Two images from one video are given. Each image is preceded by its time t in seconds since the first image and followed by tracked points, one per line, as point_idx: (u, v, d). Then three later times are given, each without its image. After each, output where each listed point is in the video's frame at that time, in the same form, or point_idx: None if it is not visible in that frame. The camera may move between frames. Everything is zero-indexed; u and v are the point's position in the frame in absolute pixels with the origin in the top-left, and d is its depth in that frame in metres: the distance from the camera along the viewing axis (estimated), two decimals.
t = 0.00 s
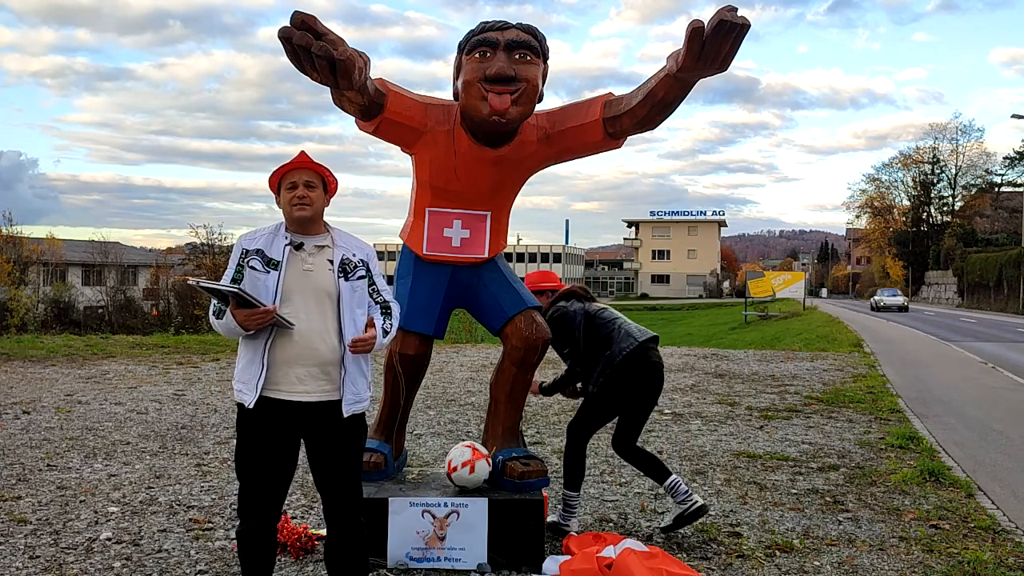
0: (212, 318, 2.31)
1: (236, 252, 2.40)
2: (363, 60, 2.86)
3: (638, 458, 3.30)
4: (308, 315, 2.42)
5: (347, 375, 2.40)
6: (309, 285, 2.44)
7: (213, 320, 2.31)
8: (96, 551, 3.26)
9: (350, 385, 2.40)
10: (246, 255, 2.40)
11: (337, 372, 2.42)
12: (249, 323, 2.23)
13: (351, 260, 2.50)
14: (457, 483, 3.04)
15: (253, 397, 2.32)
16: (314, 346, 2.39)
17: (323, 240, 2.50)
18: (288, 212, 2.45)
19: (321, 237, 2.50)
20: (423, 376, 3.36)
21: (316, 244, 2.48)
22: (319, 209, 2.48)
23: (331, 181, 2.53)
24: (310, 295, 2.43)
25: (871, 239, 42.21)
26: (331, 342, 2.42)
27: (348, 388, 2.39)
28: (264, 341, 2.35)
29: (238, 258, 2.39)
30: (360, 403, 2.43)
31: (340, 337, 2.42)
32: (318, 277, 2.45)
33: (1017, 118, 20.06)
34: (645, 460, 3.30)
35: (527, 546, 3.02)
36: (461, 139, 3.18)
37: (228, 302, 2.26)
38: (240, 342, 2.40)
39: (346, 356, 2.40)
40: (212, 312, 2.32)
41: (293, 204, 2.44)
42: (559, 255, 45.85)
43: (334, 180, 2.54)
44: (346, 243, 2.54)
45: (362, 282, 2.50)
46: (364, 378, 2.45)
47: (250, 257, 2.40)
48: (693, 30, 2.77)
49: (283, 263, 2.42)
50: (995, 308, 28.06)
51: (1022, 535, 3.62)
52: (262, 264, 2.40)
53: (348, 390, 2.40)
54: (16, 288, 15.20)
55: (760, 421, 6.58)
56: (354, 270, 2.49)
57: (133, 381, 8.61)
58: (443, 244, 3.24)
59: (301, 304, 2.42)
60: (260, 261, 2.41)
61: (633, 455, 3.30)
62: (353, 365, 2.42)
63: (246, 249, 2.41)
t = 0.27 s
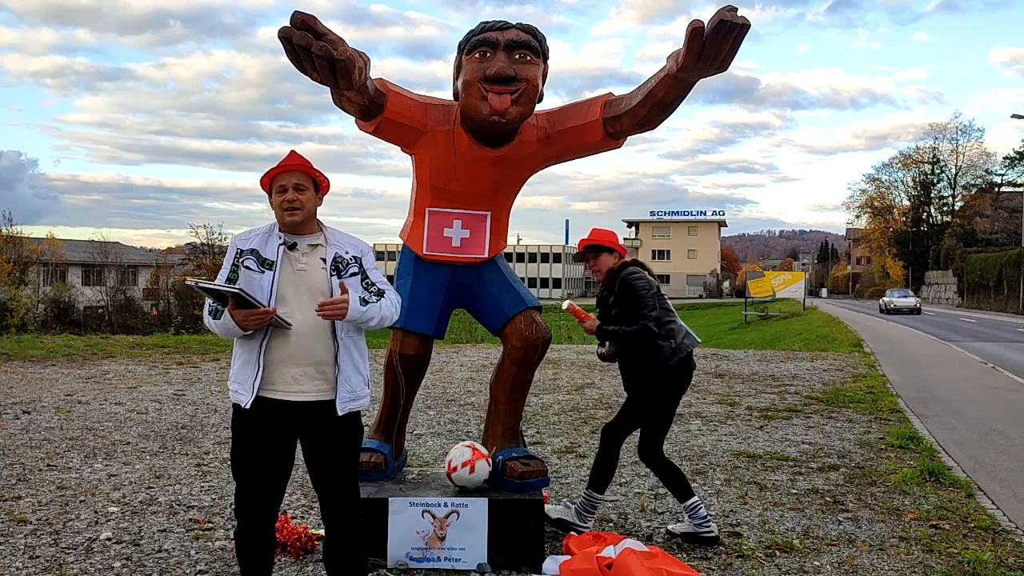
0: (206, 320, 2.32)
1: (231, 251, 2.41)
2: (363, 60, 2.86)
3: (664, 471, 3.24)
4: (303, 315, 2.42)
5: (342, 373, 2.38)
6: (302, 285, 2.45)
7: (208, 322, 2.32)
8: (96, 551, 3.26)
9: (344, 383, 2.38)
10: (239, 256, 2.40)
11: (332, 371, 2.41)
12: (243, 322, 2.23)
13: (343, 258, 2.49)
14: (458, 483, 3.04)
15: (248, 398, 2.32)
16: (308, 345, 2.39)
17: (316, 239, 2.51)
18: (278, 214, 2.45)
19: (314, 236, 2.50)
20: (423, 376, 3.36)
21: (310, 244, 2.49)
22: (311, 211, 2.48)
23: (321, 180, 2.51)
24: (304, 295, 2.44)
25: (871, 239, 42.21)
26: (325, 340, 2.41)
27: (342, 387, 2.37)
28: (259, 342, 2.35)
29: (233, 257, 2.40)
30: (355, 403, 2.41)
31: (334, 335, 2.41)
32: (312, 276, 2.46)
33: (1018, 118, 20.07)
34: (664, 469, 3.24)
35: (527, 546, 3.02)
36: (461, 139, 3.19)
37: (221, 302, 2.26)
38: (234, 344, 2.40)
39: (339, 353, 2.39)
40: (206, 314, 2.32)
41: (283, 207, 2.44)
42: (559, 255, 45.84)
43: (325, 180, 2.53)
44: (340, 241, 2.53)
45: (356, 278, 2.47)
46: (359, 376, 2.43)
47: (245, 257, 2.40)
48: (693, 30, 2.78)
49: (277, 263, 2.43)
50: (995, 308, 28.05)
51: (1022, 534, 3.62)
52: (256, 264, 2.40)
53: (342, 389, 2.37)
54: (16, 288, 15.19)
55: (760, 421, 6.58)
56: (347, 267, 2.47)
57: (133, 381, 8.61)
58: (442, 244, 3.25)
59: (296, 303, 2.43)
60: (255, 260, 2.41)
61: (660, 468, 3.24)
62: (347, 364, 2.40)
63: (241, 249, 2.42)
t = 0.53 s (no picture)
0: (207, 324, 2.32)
1: (228, 255, 2.42)
2: (363, 60, 2.86)
3: (665, 461, 3.24)
4: (300, 317, 2.42)
5: (340, 375, 2.37)
6: (299, 288, 2.45)
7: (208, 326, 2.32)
8: (96, 551, 3.26)
9: (343, 386, 2.37)
10: (236, 261, 2.41)
11: (331, 372, 2.41)
12: (244, 325, 2.24)
13: (340, 260, 2.48)
14: (458, 483, 3.04)
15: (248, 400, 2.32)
16: (307, 347, 2.39)
17: (313, 241, 2.50)
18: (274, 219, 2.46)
19: (312, 239, 2.50)
20: (423, 376, 3.36)
21: (307, 246, 2.48)
22: (308, 215, 2.48)
23: (316, 182, 2.50)
24: (302, 297, 2.44)
25: (871, 239, 42.20)
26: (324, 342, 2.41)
27: (342, 389, 2.37)
28: (260, 346, 2.36)
29: (231, 260, 2.41)
30: (355, 404, 2.39)
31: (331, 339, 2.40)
32: (308, 279, 2.45)
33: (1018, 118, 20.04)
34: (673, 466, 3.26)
35: (528, 546, 3.02)
36: (461, 139, 3.19)
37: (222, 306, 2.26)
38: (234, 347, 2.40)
39: (337, 356, 2.38)
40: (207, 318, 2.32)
41: (278, 211, 2.44)
42: (559, 255, 45.85)
43: (320, 182, 2.52)
44: (337, 243, 2.52)
45: (351, 281, 2.47)
46: (357, 376, 2.42)
47: (243, 260, 2.41)
48: (693, 30, 2.78)
49: (274, 266, 2.43)
50: (995, 308, 28.04)
51: (1022, 535, 3.62)
52: (254, 267, 2.41)
53: (342, 391, 2.36)
54: (16, 288, 15.21)
55: (760, 421, 6.58)
56: (343, 270, 2.46)
57: (133, 381, 8.61)
58: (442, 244, 3.25)
59: (294, 306, 2.43)
60: (252, 263, 2.42)
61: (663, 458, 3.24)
62: (346, 365, 2.39)
63: (238, 253, 2.42)
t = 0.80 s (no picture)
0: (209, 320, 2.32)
1: (233, 250, 2.41)
2: (364, 60, 2.86)
3: (673, 462, 3.19)
4: (304, 315, 2.42)
5: (344, 374, 2.38)
6: (305, 287, 2.45)
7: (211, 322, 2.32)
8: (96, 551, 3.26)
9: (347, 385, 2.38)
10: (241, 256, 2.40)
11: (335, 371, 2.42)
12: (247, 322, 2.24)
13: (347, 261, 2.48)
14: (458, 483, 3.04)
15: (251, 397, 2.32)
16: (311, 346, 2.39)
17: (320, 241, 2.50)
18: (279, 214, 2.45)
19: (318, 238, 2.50)
20: (423, 376, 3.35)
21: (313, 245, 2.49)
22: (312, 214, 2.47)
23: (323, 185, 2.49)
24: (307, 296, 2.44)
25: (871, 239, 42.18)
26: (328, 341, 2.42)
27: (345, 389, 2.38)
28: (262, 343, 2.36)
29: (235, 256, 2.40)
30: (358, 403, 2.42)
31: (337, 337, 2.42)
32: (315, 277, 2.46)
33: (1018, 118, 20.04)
34: (676, 469, 3.20)
35: (527, 546, 3.02)
36: (461, 140, 3.19)
37: (226, 302, 2.26)
38: (236, 344, 2.40)
39: (342, 355, 2.40)
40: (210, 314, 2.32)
41: (283, 209, 2.43)
42: (559, 255, 45.86)
43: (326, 182, 2.52)
44: (343, 244, 2.53)
45: (357, 282, 2.46)
46: (359, 377, 2.43)
47: (247, 257, 2.40)
48: (693, 30, 2.79)
49: (280, 264, 2.42)
50: (995, 308, 28.04)
51: (1022, 535, 3.62)
52: (259, 264, 2.40)
53: (345, 390, 2.38)
54: (16, 288, 15.21)
55: (760, 421, 6.58)
56: (349, 270, 2.46)
57: (133, 381, 8.61)
58: (442, 244, 3.25)
59: (298, 304, 2.43)
60: (257, 260, 2.41)
61: (670, 458, 3.19)
62: (349, 365, 2.41)
63: (244, 248, 2.42)
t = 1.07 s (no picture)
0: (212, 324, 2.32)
1: (231, 252, 2.39)
2: (363, 60, 2.86)
3: (679, 461, 3.18)
4: (305, 315, 2.42)
5: (344, 372, 2.39)
6: (305, 286, 2.45)
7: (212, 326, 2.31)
8: (96, 551, 3.26)
9: (347, 383, 2.38)
10: (242, 257, 2.39)
11: (336, 370, 2.43)
12: (252, 323, 2.24)
13: (345, 259, 2.50)
14: (457, 483, 3.04)
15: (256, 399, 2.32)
16: (312, 346, 2.40)
17: (318, 239, 2.51)
18: (284, 213, 2.45)
19: (316, 236, 2.51)
20: (423, 376, 3.35)
21: (312, 243, 2.49)
22: (316, 211, 2.49)
23: (326, 179, 2.53)
24: (307, 296, 2.44)
25: (870, 238, 42.15)
26: (329, 340, 2.44)
27: (345, 386, 2.38)
28: (263, 344, 2.35)
29: (234, 258, 2.39)
30: (358, 400, 2.42)
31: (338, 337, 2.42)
32: (315, 276, 2.46)
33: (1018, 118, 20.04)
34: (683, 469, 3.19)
35: (527, 546, 3.02)
36: (461, 140, 3.19)
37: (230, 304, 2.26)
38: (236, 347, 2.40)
39: (343, 353, 2.41)
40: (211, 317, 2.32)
41: (291, 205, 2.44)
42: (559, 254, 45.86)
43: (326, 179, 2.54)
44: (341, 241, 2.54)
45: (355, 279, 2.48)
46: (360, 375, 2.44)
47: (246, 258, 2.39)
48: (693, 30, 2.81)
49: (279, 263, 2.42)
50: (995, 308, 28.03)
51: (1022, 535, 3.63)
52: (258, 265, 2.40)
53: (344, 388, 2.38)
54: (16, 288, 15.22)
55: (760, 421, 6.58)
56: (348, 268, 2.49)
57: (133, 381, 8.61)
58: (442, 244, 3.25)
59: (299, 303, 2.43)
60: (257, 261, 2.40)
61: (678, 455, 3.18)
62: (350, 363, 2.41)
63: (243, 249, 2.40)
